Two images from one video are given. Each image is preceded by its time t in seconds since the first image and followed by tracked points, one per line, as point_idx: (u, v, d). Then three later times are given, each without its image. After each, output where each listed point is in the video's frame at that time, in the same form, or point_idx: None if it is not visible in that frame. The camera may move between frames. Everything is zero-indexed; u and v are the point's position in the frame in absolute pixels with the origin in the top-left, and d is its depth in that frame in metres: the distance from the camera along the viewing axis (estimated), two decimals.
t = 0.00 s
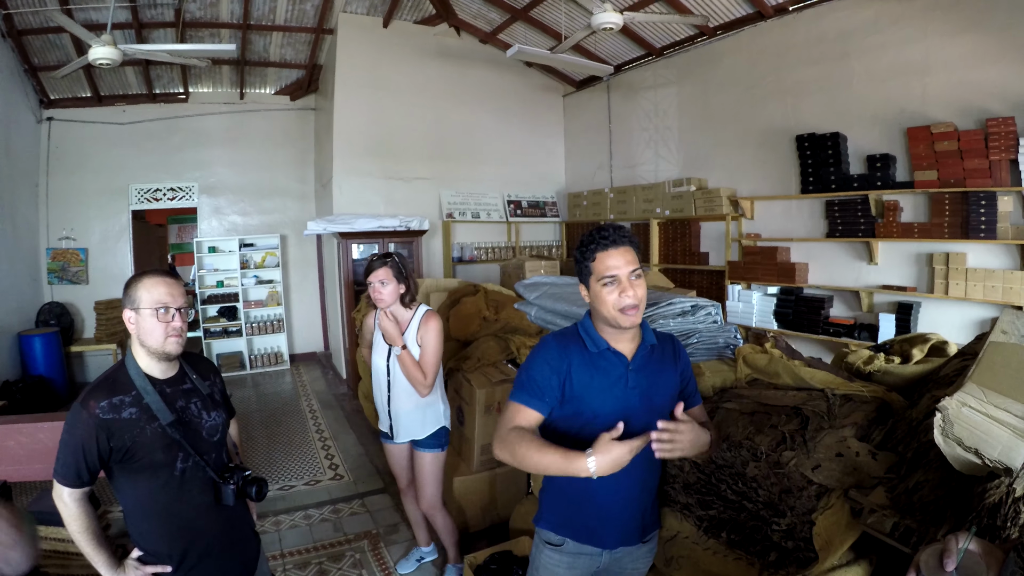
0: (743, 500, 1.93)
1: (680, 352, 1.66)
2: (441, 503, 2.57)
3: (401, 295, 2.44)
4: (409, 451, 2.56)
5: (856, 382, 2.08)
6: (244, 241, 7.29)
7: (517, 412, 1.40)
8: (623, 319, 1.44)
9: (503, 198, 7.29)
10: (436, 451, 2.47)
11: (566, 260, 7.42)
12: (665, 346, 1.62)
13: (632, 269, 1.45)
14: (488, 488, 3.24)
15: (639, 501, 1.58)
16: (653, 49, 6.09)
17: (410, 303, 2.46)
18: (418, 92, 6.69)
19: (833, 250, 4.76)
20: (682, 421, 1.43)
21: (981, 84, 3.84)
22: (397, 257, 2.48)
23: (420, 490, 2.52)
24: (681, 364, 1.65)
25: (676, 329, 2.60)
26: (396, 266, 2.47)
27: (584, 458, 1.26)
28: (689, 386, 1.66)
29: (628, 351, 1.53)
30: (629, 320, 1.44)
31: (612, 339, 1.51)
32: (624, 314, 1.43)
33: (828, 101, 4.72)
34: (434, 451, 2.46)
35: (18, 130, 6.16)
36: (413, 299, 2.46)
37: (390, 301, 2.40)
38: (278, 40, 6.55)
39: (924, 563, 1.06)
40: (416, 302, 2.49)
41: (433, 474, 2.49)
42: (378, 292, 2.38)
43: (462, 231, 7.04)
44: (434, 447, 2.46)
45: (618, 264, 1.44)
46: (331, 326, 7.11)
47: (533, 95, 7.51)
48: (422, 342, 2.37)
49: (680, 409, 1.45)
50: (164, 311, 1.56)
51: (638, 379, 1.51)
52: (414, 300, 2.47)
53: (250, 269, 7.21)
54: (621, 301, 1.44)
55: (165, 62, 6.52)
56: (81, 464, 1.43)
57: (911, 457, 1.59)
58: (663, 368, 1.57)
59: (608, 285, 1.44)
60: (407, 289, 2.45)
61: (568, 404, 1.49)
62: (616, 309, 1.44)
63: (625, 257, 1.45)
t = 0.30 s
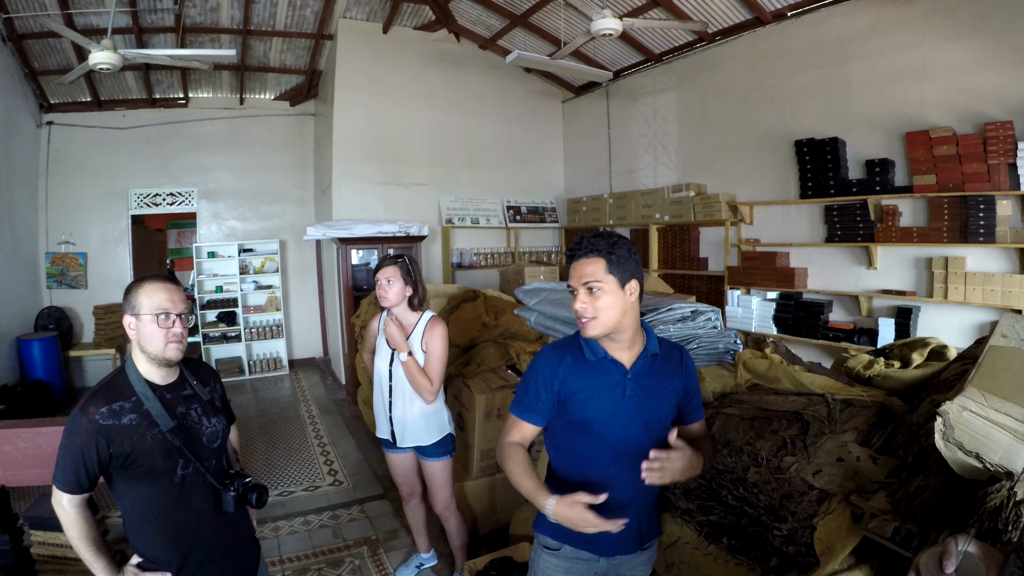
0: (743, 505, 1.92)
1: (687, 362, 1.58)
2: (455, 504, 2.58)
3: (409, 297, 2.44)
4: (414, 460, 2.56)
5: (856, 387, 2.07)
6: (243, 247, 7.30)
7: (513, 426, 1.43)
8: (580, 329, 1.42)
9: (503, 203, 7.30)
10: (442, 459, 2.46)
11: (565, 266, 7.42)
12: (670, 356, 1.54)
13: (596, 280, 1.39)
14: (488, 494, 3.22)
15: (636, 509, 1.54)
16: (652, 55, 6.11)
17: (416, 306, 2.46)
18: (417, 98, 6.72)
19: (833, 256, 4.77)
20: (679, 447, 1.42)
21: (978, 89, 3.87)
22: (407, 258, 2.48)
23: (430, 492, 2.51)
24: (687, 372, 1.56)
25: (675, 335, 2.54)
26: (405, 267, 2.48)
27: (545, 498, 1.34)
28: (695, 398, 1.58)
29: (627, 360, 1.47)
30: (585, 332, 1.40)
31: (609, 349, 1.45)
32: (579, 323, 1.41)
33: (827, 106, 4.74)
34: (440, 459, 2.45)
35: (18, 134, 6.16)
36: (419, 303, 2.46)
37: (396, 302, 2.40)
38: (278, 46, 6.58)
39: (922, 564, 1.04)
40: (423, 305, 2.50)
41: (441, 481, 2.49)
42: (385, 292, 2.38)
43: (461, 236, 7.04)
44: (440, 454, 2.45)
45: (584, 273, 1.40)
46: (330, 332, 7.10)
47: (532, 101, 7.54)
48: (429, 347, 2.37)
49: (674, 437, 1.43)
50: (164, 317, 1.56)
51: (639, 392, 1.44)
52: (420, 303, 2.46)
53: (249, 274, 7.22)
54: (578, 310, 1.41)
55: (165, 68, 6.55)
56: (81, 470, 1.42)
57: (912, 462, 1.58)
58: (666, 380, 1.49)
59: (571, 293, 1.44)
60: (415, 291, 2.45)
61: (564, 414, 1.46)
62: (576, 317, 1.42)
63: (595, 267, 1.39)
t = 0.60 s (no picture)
0: (743, 506, 1.92)
1: (690, 364, 1.46)
2: (458, 509, 2.58)
3: (413, 298, 2.44)
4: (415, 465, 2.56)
5: (855, 387, 2.07)
6: (241, 247, 7.28)
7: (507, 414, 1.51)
8: (611, 324, 1.37)
9: (501, 204, 7.31)
10: (441, 467, 2.46)
11: (563, 266, 7.43)
12: (669, 358, 1.45)
13: (625, 273, 1.40)
14: (487, 494, 3.22)
15: (630, 511, 1.47)
16: (650, 55, 6.11)
17: (421, 307, 2.46)
18: (415, 98, 6.71)
19: (831, 256, 4.78)
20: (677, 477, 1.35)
21: (976, 89, 3.88)
22: (414, 260, 2.52)
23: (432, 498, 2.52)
24: (688, 376, 1.45)
25: (675, 336, 2.52)
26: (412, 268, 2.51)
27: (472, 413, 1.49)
28: (698, 404, 1.46)
29: (619, 362, 1.44)
30: (618, 326, 1.37)
31: (602, 350, 1.44)
32: (612, 318, 1.37)
33: (826, 106, 4.74)
34: (439, 468, 2.45)
35: (15, 134, 6.15)
36: (423, 304, 2.46)
37: (401, 302, 2.42)
38: (276, 46, 6.57)
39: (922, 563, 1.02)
40: (427, 307, 2.48)
41: (444, 486, 2.48)
42: (389, 289, 2.42)
43: (459, 237, 7.04)
44: (440, 463, 2.44)
45: (612, 266, 1.39)
46: (328, 333, 7.09)
47: (530, 101, 7.53)
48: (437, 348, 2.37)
49: (672, 471, 1.35)
50: (162, 318, 1.55)
51: (626, 395, 1.40)
52: (425, 304, 2.47)
53: (246, 274, 7.21)
54: (609, 303, 1.38)
55: (163, 67, 6.53)
56: (79, 472, 1.42)
57: (911, 463, 1.58)
58: (657, 384, 1.41)
59: (598, 287, 1.39)
60: (419, 292, 2.45)
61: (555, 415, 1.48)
62: (605, 313, 1.38)
63: (620, 260, 1.40)
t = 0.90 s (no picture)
0: (741, 507, 1.92)
1: (688, 368, 1.39)
2: (454, 511, 2.57)
3: (411, 300, 2.45)
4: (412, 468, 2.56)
5: (852, 388, 2.07)
6: (237, 247, 7.25)
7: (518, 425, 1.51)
8: (595, 325, 1.36)
9: (497, 204, 7.30)
10: (436, 471, 2.44)
11: (560, 266, 7.42)
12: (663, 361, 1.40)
13: (611, 274, 1.36)
14: (484, 495, 3.21)
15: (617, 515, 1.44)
16: (647, 55, 6.11)
17: (419, 309, 2.46)
18: (412, 98, 6.70)
19: (827, 256, 4.79)
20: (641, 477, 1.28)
21: (973, 89, 3.89)
22: (413, 262, 2.53)
23: (428, 501, 2.51)
24: (683, 383, 1.37)
25: (671, 336, 2.51)
26: (410, 270, 2.52)
27: (467, 402, 1.41)
28: (695, 413, 1.37)
29: (611, 363, 1.41)
30: (601, 327, 1.36)
31: (594, 351, 1.42)
32: (595, 320, 1.35)
33: (822, 107, 4.75)
34: (434, 472, 2.43)
35: (10, 133, 6.11)
36: (421, 306, 2.46)
37: (399, 304, 2.41)
38: (272, 45, 6.55)
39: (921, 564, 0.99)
40: (425, 309, 2.48)
41: (440, 489, 2.48)
42: (388, 292, 2.42)
43: (455, 237, 7.03)
44: (435, 467, 2.43)
45: (598, 267, 1.36)
46: (324, 333, 7.07)
47: (527, 101, 7.53)
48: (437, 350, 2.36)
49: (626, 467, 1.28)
50: (157, 319, 1.54)
51: (613, 396, 1.38)
52: (423, 306, 2.47)
53: (242, 274, 7.17)
54: (595, 304, 1.36)
55: (159, 67, 6.50)
56: (73, 475, 1.41)
57: (909, 463, 1.58)
58: (645, 387, 1.37)
59: (583, 287, 1.37)
60: (417, 294, 2.46)
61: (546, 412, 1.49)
62: (589, 314, 1.36)
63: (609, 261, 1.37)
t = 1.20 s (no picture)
0: (742, 506, 1.91)
1: (684, 382, 1.30)
2: (453, 511, 2.56)
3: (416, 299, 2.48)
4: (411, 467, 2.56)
5: (853, 387, 2.07)
6: (236, 247, 7.24)
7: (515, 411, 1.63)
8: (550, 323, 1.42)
9: (496, 204, 7.29)
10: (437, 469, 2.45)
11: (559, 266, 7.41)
12: (657, 370, 1.32)
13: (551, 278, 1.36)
14: (483, 495, 3.20)
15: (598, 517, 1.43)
16: (646, 55, 6.11)
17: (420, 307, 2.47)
18: (411, 97, 6.69)
19: (827, 255, 4.79)
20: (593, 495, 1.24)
21: (972, 89, 3.89)
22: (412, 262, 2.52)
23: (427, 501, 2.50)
24: (673, 395, 1.30)
25: (671, 335, 2.51)
26: (411, 269, 2.51)
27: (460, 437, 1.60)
28: (686, 428, 1.29)
29: (604, 365, 1.38)
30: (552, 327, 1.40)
31: (590, 352, 1.41)
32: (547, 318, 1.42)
33: (821, 106, 4.75)
34: (434, 471, 2.44)
35: (8, 133, 6.10)
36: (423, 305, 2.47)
37: (403, 304, 2.41)
38: (271, 45, 6.54)
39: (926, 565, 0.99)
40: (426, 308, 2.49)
41: (438, 489, 2.47)
42: (395, 292, 2.39)
43: (454, 237, 7.02)
44: (435, 465, 2.44)
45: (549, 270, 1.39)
46: (323, 333, 7.06)
47: (526, 101, 7.52)
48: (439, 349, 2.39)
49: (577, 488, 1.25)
50: (154, 317, 1.53)
51: (599, 398, 1.36)
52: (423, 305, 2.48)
53: (241, 274, 7.15)
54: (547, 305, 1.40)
55: (157, 66, 6.49)
56: (70, 474, 1.40)
57: (910, 462, 1.58)
58: (630, 394, 1.32)
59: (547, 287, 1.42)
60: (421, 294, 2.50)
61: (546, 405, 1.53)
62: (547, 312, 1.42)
63: (567, 263, 1.34)
